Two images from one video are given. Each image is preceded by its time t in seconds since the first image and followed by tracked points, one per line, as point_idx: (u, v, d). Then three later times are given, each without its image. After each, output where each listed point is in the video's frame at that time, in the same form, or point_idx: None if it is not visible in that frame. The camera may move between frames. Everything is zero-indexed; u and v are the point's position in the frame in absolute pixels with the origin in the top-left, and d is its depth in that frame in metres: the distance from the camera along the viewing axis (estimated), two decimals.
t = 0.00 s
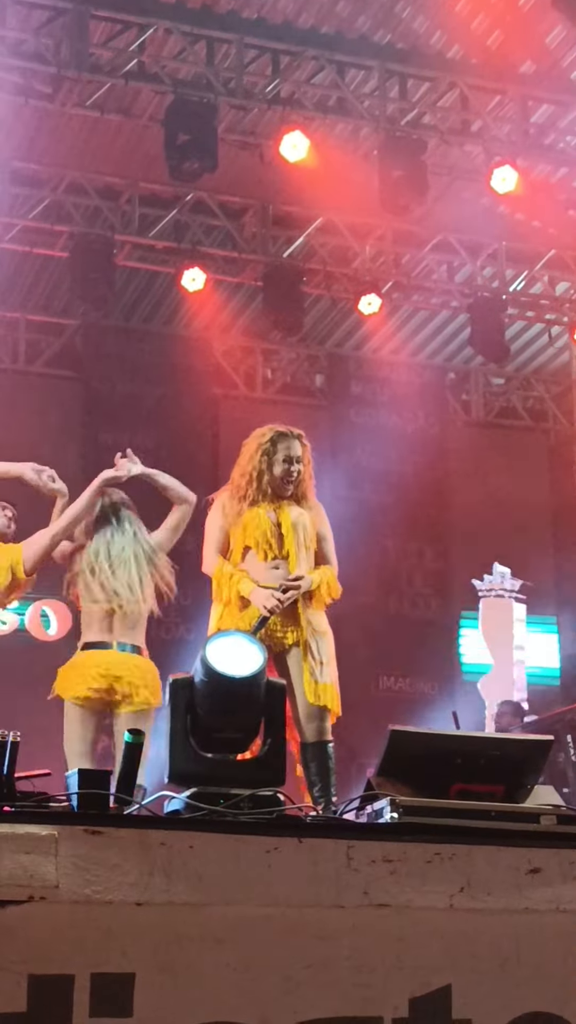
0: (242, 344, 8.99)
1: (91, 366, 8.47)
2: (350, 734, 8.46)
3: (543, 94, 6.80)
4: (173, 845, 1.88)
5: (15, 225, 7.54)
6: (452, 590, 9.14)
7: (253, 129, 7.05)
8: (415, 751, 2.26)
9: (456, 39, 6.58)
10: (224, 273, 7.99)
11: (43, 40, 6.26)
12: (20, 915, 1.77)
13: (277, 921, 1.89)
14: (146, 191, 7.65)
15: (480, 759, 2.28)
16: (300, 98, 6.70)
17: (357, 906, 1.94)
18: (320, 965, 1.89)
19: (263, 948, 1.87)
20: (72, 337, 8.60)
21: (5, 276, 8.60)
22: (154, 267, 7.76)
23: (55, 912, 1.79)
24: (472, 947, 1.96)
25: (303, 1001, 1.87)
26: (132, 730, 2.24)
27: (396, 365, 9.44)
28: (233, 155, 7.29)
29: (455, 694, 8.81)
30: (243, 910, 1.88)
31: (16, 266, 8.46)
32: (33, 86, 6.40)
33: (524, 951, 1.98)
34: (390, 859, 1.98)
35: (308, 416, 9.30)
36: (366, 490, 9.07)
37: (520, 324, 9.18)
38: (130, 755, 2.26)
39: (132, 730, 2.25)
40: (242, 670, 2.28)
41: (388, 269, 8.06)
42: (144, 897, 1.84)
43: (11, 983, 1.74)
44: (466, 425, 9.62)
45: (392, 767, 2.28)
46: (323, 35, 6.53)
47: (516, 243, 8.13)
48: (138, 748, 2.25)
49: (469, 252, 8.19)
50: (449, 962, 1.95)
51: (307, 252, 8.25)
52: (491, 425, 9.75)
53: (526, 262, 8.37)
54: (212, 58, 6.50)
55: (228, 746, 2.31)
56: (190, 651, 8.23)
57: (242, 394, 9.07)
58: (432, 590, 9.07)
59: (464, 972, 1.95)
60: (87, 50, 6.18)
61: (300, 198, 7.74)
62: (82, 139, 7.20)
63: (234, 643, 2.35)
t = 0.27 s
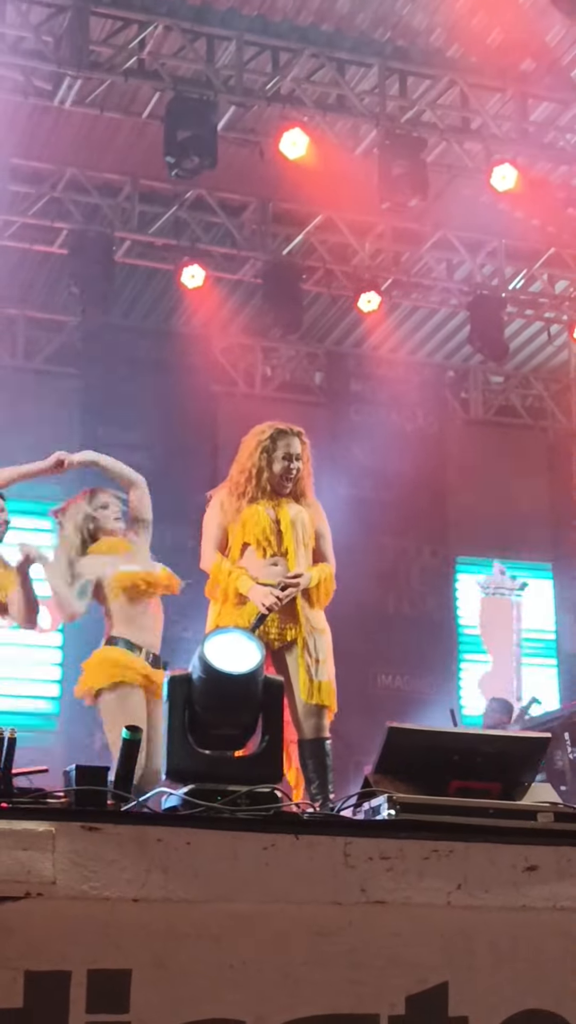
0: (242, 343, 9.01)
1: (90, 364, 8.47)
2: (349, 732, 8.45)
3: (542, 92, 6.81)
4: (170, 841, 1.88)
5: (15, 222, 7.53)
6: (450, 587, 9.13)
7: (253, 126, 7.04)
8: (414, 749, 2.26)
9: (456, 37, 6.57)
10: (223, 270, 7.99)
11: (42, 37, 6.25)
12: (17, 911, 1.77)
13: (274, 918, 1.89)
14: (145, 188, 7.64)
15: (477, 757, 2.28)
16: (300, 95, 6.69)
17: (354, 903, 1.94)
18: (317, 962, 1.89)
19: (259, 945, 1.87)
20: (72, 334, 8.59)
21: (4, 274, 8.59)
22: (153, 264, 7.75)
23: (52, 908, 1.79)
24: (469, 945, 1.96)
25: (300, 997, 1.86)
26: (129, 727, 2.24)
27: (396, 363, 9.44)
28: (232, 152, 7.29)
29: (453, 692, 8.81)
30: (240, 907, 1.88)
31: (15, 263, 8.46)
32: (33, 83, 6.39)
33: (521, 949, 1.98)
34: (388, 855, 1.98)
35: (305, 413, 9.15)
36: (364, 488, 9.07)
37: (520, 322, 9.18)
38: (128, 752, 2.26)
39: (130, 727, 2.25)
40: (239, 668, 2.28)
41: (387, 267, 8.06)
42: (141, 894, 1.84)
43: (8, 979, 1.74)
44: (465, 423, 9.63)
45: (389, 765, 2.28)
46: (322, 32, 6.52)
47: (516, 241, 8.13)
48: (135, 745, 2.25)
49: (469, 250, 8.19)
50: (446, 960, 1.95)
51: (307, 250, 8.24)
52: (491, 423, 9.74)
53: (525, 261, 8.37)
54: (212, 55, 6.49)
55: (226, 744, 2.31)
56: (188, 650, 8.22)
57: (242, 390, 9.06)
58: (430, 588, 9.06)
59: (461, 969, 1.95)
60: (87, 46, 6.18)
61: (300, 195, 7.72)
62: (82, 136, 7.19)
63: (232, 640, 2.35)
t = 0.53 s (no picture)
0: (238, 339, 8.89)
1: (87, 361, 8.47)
2: (342, 730, 8.47)
3: (541, 94, 6.77)
4: (162, 840, 1.88)
5: (12, 218, 7.52)
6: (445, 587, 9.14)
7: (252, 124, 7.04)
8: (407, 748, 2.26)
9: (455, 37, 6.57)
10: (220, 268, 7.99)
11: (41, 32, 6.25)
12: (9, 908, 1.77)
13: (266, 917, 1.89)
14: (143, 185, 7.64)
15: (470, 757, 2.28)
16: (299, 93, 6.69)
17: (346, 902, 1.93)
18: (308, 961, 1.89)
19: (251, 944, 1.87)
20: (68, 330, 8.59)
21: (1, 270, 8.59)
22: (151, 261, 7.75)
23: (44, 905, 1.79)
24: (461, 945, 1.97)
25: (291, 995, 1.87)
26: (123, 724, 2.24)
27: (392, 363, 9.46)
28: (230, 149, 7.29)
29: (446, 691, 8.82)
30: (232, 906, 1.88)
31: (12, 258, 8.45)
32: (32, 78, 6.39)
33: (512, 949, 1.99)
34: (379, 855, 1.97)
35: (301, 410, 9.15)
36: (360, 487, 9.08)
37: (516, 322, 9.20)
38: (121, 749, 2.26)
39: (123, 724, 2.25)
40: (234, 666, 2.28)
41: (384, 266, 8.07)
42: (133, 891, 1.84)
43: None
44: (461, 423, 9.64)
45: (382, 764, 2.28)
46: (321, 30, 6.52)
47: (513, 242, 8.14)
48: (129, 743, 2.26)
49: (466, 250, 8.20)
50: (437, 959, 1.95)
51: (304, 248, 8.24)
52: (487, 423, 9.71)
53: (522, 261, 8.37)
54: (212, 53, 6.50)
55: (219, 742, 2.31)
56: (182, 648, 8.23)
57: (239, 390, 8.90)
58: (424, 587, 9.07)
59: (452, 969, 1.96)
60: (86, 42, 6.18)
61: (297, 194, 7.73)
62: (80, 132, 7.19)
63: (228, 638, 2.35)
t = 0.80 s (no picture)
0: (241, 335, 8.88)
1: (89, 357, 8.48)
2: (342, 727, 8.47)
3: (545, 93, 6.82)
4: (165, 835, 1.89)
5: (16, 213, 7.53)
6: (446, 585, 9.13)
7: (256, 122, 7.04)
8: (409, 747, 2.27)
9: (460, 35, 6.57)
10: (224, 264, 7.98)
11: (47, 27, 6.26)
12: (11, 902, 1.77)
13: (268, 914, 1.90)
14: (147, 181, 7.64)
15: (472, 756, 2.29)
16: (304, 90, 6.68)
17: (347, 900, 1.94)
18: (308, 957, 1.89)
19: (252, 941, 1.87)
20: (71, 326, 8.60)
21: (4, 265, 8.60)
22: (154, 257, 7.75)
23: (46, 899, 1.79)
24: (462, 943, 1.97)
25: (292, 994, 1.87)
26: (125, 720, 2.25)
27: (395, 362, 9.45)
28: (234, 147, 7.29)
29: (447, 689, 8.81)
30: (234, 902, 1.88)
31: (15, 254, 8.45)
32: (37, 73, 6.40)
33: (512, 948, 1.99)
34: (381, 852, 1.99)
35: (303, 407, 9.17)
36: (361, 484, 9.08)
37: (519, 321, 9.20)
38: (124, 745, 2.26)
39: (126, 720, 2.25)
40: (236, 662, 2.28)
41: (388, 263, 8.05)
42: (135, 887, 1.84)
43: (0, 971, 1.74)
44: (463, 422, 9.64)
45: (384, 763, 2.29)
46: (327, 27, 6.51)
47: (516, 241, 8.13)
48: (131, 739, 2.26)
49: (469, 248, 8.19)
50: (438, 957, 1.95)
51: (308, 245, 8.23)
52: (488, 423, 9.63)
53: (525, 260, 8.36)
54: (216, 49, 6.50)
55: (221, 739, 2.32)
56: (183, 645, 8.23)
57: (241, 384, 8.92)
58: (425, 585, 9.07)
59: (453, 968, 1.95)
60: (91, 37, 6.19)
61: (301, 191, 7.72)
62: (84, 128, 7.19)
63: (230, 635, 2.35)
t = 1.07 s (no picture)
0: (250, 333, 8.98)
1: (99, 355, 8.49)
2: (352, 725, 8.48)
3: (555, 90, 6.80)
4: (176, 833, 1.89)
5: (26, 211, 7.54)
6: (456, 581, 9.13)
7: (266, 120, 7.05)
8: (420, 745, 2.27)
9: (470, 33, 6.56)
10: (233, 262, 7.98)
11: (57, 25, 6.27)
12: (22, 899, 1.77)
13: (279, 912, 1.90)
14: (157, 179, 7.65)
15: (483, 754, 2.29)
16: (314, 88, 6.68)
17: (358, 898, 1.94)
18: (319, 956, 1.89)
19: (262, 940, 1.87)
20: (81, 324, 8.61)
21: (14, 263, 8.61)
22: (164, 255, 7.75)
23: (56, 897, 1.79)
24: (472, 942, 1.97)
25: (303, 992, 1.87)
26: (136, 718, 2.25)
27: (404, 359, 9.52)
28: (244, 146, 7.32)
29: (457, 687, 8.79)
30: (245, 900, 1.88)
31: (25, 252, 8.48)
32: (47, 72, 6.42)
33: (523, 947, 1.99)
34: (392, 850, 1.99)
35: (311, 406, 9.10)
36: (371, 482, 9.08)
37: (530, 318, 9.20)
38: (134, 742, 2.26)
39: (137, 718, 2.25)
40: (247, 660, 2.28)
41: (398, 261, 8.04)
42: (146, 884, 1.84)
43: (11, 969, 1.75)
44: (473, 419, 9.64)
45: (395, 761, 2.28)
46: (337, 25, 6.52)
47: (526, 238, 8.13)
48: (141, 737, 2.26)
49: (479, 246, 8.19)
50: (449, 956, 1.95)
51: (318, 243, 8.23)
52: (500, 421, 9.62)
53: (536, 257, 8.35)
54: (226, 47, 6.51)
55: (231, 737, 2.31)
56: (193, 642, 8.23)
57: (250, 381, 8.94)
58: (435, 582, 9.07)
59: (464, 967, 1.95)
60: (101, 36, 6.21)
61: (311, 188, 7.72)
62: (94, 125, 7.19)
63: (240, 633, 2.36)
